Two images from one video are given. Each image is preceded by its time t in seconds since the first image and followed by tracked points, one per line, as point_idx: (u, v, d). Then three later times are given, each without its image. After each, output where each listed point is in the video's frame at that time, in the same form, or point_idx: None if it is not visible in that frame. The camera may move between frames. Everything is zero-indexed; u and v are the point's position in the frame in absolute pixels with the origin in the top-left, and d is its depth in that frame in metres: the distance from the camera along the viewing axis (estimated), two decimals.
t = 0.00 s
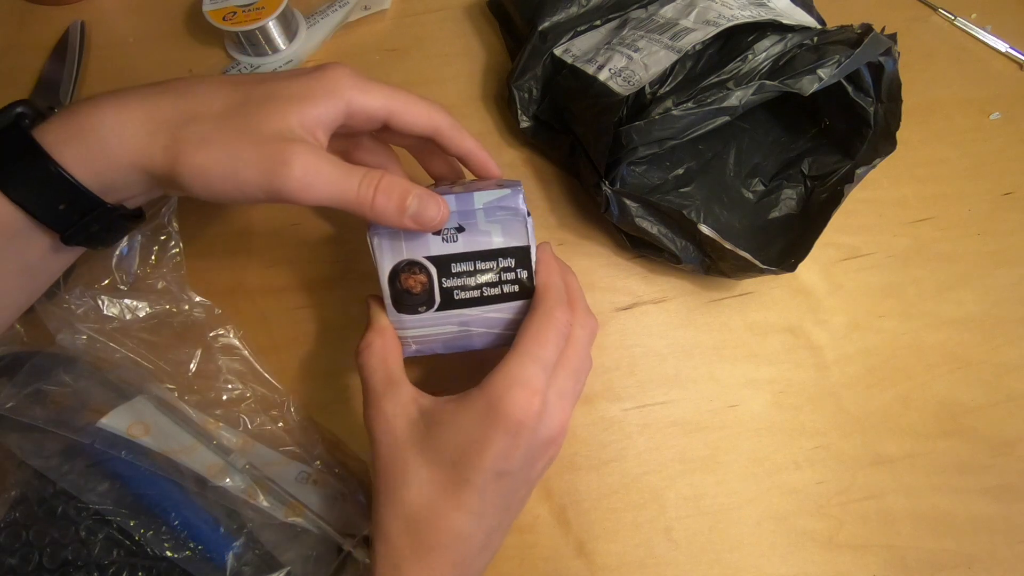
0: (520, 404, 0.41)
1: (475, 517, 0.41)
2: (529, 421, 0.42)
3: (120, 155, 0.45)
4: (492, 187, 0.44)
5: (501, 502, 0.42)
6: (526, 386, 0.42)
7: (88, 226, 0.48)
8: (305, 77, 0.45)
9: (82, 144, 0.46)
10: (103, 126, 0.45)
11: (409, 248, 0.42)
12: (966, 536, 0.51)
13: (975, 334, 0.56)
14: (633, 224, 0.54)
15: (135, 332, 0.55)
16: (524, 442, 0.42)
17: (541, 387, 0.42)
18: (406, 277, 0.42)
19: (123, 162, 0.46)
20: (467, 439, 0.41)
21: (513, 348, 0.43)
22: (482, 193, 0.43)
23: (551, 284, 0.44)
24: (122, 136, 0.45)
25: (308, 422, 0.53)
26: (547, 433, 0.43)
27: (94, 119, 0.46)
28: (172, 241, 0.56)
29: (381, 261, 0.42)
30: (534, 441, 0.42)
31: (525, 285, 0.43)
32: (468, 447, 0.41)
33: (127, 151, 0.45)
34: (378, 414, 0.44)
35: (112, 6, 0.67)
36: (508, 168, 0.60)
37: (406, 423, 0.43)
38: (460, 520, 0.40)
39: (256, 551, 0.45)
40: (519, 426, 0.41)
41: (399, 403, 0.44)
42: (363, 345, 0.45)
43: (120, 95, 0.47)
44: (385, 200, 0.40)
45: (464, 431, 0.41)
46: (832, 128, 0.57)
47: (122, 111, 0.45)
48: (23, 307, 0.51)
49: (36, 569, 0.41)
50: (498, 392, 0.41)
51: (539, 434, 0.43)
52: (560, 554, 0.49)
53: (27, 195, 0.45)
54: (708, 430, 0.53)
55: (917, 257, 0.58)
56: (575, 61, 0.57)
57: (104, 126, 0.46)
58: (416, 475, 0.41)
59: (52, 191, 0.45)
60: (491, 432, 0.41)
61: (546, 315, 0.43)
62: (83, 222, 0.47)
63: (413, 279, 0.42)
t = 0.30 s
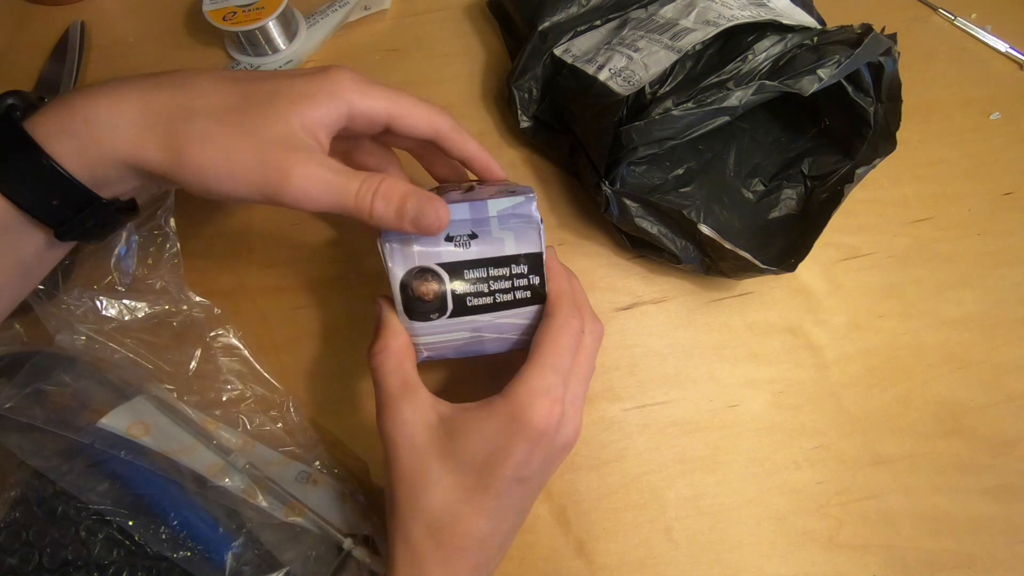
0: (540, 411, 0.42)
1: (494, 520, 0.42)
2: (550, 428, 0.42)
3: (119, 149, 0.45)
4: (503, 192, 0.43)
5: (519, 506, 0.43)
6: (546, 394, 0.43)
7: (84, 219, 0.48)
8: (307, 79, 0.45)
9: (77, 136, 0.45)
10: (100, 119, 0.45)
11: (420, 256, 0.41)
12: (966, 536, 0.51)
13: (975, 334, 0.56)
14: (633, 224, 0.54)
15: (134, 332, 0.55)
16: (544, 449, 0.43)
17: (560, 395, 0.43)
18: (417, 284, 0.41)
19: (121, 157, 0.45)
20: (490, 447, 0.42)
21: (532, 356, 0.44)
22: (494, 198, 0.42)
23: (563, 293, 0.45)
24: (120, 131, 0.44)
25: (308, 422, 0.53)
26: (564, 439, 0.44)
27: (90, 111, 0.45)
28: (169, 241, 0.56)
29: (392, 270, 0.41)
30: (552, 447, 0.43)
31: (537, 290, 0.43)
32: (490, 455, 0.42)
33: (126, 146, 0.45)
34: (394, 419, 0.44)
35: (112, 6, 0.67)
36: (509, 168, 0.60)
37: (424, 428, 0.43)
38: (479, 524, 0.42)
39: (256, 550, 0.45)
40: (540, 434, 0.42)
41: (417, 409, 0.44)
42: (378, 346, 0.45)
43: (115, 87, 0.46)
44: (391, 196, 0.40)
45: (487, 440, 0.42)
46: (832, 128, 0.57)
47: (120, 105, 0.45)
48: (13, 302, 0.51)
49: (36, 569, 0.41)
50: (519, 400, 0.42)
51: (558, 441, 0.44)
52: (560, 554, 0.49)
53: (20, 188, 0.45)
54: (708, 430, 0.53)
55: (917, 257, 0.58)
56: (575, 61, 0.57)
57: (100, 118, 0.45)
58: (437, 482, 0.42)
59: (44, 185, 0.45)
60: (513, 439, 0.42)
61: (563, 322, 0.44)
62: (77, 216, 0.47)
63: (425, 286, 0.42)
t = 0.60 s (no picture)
0: (543, 412, 0.43)
1: (507, 519, 0.43)
2: (553, 427, 0.44)
3: (130, 137, 0.44)
4: (481, 199, 0.42)
5: (528, 501, 0.45)
6: (548, 394, 0.44)
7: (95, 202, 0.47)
8: (330, 94, 0.46)
9: (88, 114, 0.44)
10: (114, 100, 0.44)
11: (409, 278, 0.40)
12: (966, 536, 0.51)
13: (975, 334, 0.56)
14: (633, 224, 0.54)
15: (134, 332, 0.55)
16: (548, 446, 0.44)
17: (560, 393, 0.44)
18: (410, 305, 0.41)
19: (131, 146, 0.45)
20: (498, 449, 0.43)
21: (530, 357, 0.44)
22: (474, 208, 0.41)
23: (552, 286, 0.46)
24: (134, 118, 0.44)
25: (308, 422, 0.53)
26: (565, 432, 0.46)
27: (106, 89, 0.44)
28: (168, 241, 0.56)
29: (382, 295, 0.41)
30: (554, 444, 0.45)
31: (528, 292, 0.43)
32: (499, 457, 0.43)
33: (137, 136, 0.44)
34: (397, 432, 0.43)
35: (111, 6, 0.67)
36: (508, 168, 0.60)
37: (428, 438, 0.44)
38: (494, 524, 0.43)
39: (257, 550, 0.45)
40: (544, 433, 0.43)
41: (419, 420, 0.44)
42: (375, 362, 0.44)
43: (134, 68, 0.45)
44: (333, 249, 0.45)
45: (494, 442, 0.43)
46: (832, 128, 0.57)
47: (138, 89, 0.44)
48: (8, 279, 0.50)
49: (36, 569, 0.41)
50: (520, 402, 0.43)
51: (560, 434, 0.45)
52: (560, 555, 0.50)
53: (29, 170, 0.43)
54: (708, 430, 0.53)
55: (917, 257, 0.58)
56: (575, 61, 0.57)
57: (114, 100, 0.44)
58: (450, 490, 0.42)
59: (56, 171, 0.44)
60: (518, 440, 0.43)
61: (557, 320, 0.44)
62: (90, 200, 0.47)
63: (417, 305, 0.41)
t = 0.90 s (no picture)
0: (575, 423, 0.45)
1: (519, 524, 0.44)
2: (581, 439, 0.46)
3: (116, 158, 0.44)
4: (489, 194, 0.41)
5: (539, 510, 0.46)
6: (582, 406, 0.45)
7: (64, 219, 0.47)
8: (325, 103, 0.45)
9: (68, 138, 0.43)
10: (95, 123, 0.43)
11: (494, 300, 0.39)
12: (967, 536, 0.51)
13: (975, 334, 0.56)
14: (633, 224, 0.54)
15: (134, 332, 0.55)
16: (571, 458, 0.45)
17: (591, 407, 0.46)
18: (502, 316, 0.40)
19: (119, 167, 0.44)
20: (533, 454, 0.43)
21: (572, 366, 0.45)
22: (501, 203, 0.41)
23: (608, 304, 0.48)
24: (120, 139, 0.43)
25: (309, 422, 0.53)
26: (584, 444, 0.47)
27: (87, 110, 0.43)
28: (168, 241, 0.56)
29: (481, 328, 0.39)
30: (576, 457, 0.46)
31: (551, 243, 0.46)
32: (531, 463, 0.43)
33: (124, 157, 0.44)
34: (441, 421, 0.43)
35: (111, 6, 0.67)
36: (508, 168, 0.60)
37: (466, 433, 0.43)
38: (507, 528, 0.43)
39: (257, 551, 0.44)
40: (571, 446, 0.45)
41: (463, 414, 0.43)
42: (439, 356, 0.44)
43: (113, 82, 0.44)
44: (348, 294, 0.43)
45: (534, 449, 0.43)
46: (832, 127, 0.57)
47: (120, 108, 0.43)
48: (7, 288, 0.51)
49: (36, 569, 0.40)
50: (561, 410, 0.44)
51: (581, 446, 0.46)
52: (560, 555, 0.50)
53: None
54: (708, 430, 0.53)
55: (917, 256, 0.58)
56: (575, 61, 0.57)
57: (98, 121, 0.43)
58: (475, 486, 0.42)
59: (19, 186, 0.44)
60: (550, 448, 0.44)
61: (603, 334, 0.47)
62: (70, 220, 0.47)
63: (507, 313, 0.40)
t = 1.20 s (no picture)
0: (577, 436, 0.45)
1: (520, 531, 0.45)
2: (586, 454, 0.46)
3: (124, 198, 0.42)
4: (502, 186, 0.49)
5: (543, 518, 0.47)
6: (586, 420, 0.45)
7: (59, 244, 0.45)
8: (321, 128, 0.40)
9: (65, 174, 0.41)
10: (94, 163, 0.41)
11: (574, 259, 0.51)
12: (967, 536, 0.51)
13: (975, 335, 0.56)
14: (633, 224, 0.54)
15: (134, 332, 0.55)
16: (575, 470, 0.45)
17: (595, 420, 0.46)
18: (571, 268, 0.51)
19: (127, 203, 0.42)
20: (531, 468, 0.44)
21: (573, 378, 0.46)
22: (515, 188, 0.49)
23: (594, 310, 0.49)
24: (125, 180, 0.41)
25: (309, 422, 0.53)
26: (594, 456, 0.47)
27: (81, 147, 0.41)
28: (168, 242, 0.56)
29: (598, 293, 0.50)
30: (581, 467, 0.46)
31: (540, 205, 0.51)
32: (529, 476, 0.44)
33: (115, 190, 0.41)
34: (448, 422, 0.46)
35: (111, 6, 0.67)
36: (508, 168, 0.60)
37: (473, 437, 0.46)
38: (506, 535, 0.45)
39: (257, 551, 0.45)
40: (574, 458, 0.45)
41: (475, 420, 0.46)
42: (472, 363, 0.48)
43: (102, 116, 0.41)
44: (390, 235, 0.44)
45: (530, 463, 0.44)
46: (833, 128, 0.57)
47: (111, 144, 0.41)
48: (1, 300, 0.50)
49: (36, 569, 0.40)
50: (564, 424, 0.45)
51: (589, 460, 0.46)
52: (560, 555, 0.50)
53: None
54: (708, 430, 0.53)
55: (917, 257, 0.58)
56: (575, 61, 0.57)
57: (98, 160, 0.41)
58: (472, 491, 0.45)
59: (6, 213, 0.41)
60: (550, 461, 0.44)
61: (595, 344, 0.47)
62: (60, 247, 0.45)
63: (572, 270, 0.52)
